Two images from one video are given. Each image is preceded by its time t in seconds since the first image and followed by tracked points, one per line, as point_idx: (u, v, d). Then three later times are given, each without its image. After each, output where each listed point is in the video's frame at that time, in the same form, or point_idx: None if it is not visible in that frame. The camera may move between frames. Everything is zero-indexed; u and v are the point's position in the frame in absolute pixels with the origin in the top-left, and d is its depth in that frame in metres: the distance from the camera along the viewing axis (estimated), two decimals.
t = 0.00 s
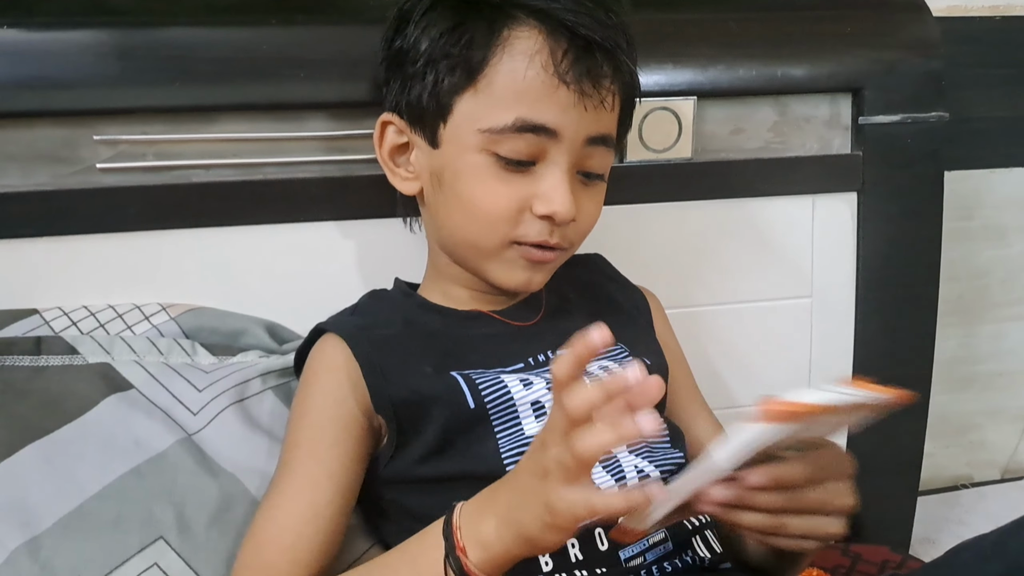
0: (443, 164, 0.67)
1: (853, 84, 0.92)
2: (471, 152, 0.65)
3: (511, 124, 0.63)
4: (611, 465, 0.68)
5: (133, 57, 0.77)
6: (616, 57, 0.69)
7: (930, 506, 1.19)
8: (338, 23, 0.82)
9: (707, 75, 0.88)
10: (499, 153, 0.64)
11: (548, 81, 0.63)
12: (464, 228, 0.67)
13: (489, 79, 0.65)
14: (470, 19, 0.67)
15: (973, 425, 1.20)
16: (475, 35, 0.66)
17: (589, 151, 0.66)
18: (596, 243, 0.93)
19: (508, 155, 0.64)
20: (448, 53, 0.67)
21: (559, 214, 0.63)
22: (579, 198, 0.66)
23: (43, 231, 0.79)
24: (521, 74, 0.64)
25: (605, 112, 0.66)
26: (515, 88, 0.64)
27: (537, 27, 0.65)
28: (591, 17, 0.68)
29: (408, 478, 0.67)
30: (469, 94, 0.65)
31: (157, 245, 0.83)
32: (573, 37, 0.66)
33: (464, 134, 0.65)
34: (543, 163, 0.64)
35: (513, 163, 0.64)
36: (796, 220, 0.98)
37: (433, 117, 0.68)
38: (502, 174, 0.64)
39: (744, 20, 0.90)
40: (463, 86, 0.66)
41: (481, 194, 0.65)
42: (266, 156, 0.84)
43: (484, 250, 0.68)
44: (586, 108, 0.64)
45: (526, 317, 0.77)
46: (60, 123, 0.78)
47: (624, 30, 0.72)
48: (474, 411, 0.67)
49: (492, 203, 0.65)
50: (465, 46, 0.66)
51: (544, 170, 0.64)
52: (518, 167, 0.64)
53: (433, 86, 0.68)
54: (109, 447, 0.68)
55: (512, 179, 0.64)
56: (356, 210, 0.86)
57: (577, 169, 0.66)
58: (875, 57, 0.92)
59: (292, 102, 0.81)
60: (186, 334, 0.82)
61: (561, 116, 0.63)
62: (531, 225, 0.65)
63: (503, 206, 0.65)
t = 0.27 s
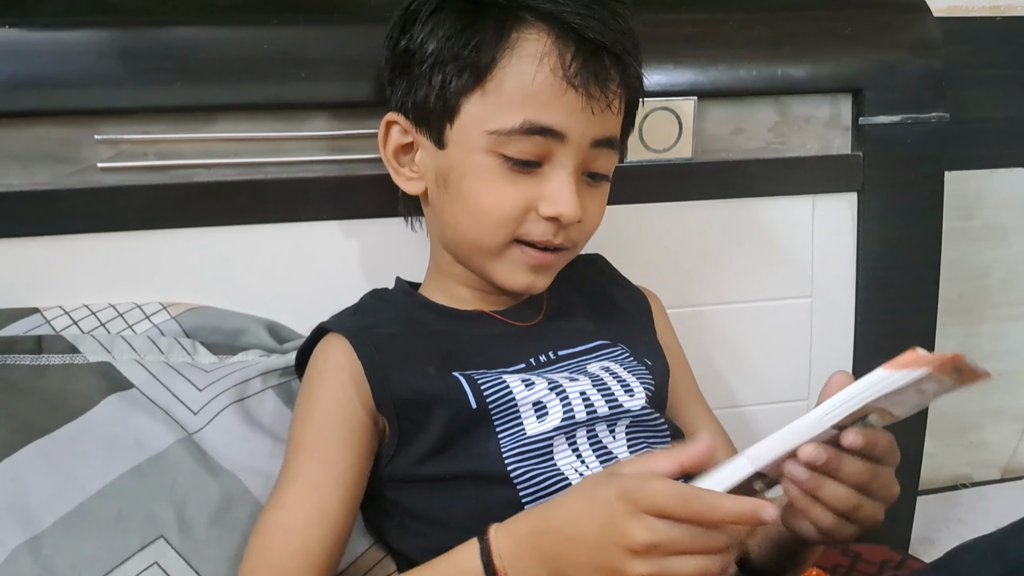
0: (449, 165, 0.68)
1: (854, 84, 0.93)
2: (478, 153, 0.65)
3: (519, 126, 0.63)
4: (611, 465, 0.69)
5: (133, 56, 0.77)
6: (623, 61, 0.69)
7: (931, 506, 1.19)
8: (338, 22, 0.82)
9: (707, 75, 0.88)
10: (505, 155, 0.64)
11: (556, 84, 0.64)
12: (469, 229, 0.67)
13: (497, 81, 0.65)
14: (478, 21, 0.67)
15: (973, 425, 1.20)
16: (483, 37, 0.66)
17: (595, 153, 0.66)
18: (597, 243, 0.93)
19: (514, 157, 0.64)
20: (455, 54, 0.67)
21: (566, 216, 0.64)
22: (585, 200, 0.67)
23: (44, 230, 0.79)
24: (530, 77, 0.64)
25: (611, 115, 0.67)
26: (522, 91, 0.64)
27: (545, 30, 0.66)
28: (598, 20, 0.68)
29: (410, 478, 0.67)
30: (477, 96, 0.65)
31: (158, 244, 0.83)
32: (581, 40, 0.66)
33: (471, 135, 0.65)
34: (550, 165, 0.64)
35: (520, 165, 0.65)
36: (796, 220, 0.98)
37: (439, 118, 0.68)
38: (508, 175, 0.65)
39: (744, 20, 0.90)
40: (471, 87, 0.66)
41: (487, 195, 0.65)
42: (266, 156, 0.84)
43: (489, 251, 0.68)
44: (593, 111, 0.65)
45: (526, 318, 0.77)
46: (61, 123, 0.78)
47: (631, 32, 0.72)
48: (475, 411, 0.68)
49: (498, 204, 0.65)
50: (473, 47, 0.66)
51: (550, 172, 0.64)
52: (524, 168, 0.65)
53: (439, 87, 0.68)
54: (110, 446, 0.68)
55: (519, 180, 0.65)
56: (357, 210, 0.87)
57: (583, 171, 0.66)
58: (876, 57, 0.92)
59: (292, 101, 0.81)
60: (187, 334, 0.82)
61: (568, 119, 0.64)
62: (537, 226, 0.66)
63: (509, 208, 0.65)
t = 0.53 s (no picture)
0: (450, 162, 0.67)
1: (855, 82, 0.93)
2: (479, 152, 0.65)
3: (520, 125, 0.63)
4: (611, 462, 0.69)
5: (134, 52, 0.77)
6: (624, 61, 0.69)
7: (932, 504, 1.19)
8: (340, 19, 0.82)
9: (708, 72, 0.88)
10: (506, 153, 0.64)
11: (557, 83, 0.64)
12: (470, 227, 0.67)
13: (498, 79, 0.65)
14: (480, 19, 0.67)
15: (974, 423, 1.20)
16: (485, 35, 0.66)
17: (596, 152, 0.66)
18: (598, 240, 0.93)
19: (515, 156, 0.64)
20: (456, 52, 0.67)
21: (566, 214, 0.64)
22: (585, 199, 0.67)
23: (45, 226, 0.79)
24: (531, 75, 0.64)
25: (611, 114, 0.67)
26: (524, 90, 0.64)
27: (547, 29, 0.65)
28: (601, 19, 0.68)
29: (410, 475, 0.67)
30: (478, 94, 0.65)
31: (159, 241, 0.83)
32: (583, 40, 0.66)
33: (472, 134, 0.65)
34: (550, 163, 0.65)
35: (520, 163, 0.65)
36: (798, 218, 0.98)
37: (440, 116, 0.68)
38: (509, 174, 0.65)
39: (746, 17, 0.90)
40: (472, 85, 0.66)
41: (488, 193, 0.65)
42: (267, 152, 0.84)
43: (490, 249, 0.68)
44: (594, 110, 0.65)
45: (527, 317, 0.76)
46: (63, 119, 0.79)
47: (632, 31, 0.72)
48: (476, 408, 0.68)
49: (499, 202, 0.65)
50: (475, 45, 0.66)
51: (551, 171, 0.64)
52: (524, 167, 0.65)
53: (441, 85, 0.68)
54: (111, 443, 0.68)
55: (519, 179, 0.65)
56: (358, 207, 0.87)
57: (583, 170, 0.66)
58: (877, 55, 0.92)
59: (294, 98, 0.81)
60: (187, 330, 0.82)
61: (569, 118, 0.64)
62: (538, 224, 0.66)
63: (509, 206, 0.65)
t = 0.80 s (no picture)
0: (461, 161, 0.68)
1: (857, 81, 0.93)
2: (491, 149, 0.65)
3: (531, 121, 0.64)
4: (613, 460, 0.69)
5: (137, 52, 0.77)
6: (631, 54, 0.69)
7: (933, 503, 1.19)
8: (343, 19, 0.82)
9: (711, 71, 0.88)
10: (518, 149, 0.65)
11: (567, 78, 0.64)
12: (481, 226, 0.67)
13: (508, 76, 0.65)
14: (488, 18, 0.67)
15: (975, 422, 1.20)
16: (493, 32, 0.66)
17: (606, 147, 0.66)
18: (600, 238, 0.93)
19: (527, 152, 0.64)
20: (465, 51, 0.67)
21: (579, 209, 0.64)
22: (596, 194, 0.67)
23: (49, 225, 0.79)
24: (541, 71, 0.64)
25: (621, 109, 0.67)
26: (534, 86, 0.64)
27: (556, 26, 0.66)
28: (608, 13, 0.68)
29: (412, 469, 0.67)
30: (488, 92, 0.66)
31: (162, 240, 0.83)
32: (592, 34, 0.66)
33: (482, 131, 0.66)
34: (562, 159, 0.65)
35: (532, 159, 0.65)
36: (800, 217, 0.98)
37: (450, 115, 0.68)
38: (521, 170, 0.65)
39: (748, 17, 0.90)
40: (482, 83, 0.66)
41: (501, 190, 0.65)
42: (271, 151, 0.84)
43: (501, 247, 0.68)
44: (604, 105, 0.65)
45: (531, 310, 0.77)
46: (66, 118, 0.79)
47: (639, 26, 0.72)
48: (478, 403, 0.68)
49: (511, 200, 0.65)
50: (484, 43, 0.66)
51: (562, 167, 0.65)
52: (536, 163, 0.65)
53: (450, 84, 0.68)
54: (116, 440, 0.68)
55: (531, 175, 0.65)
56: (361, 205, 0.87)
57: (594, 165, 0.66)
58: (879, 54, 0.92)
59: (297, 97, 0.81)
60: (191, 329, 0.82)
61: (580, 114, 0.64)
62: (550, 221, 0.66)
63: (521, 203, 0.65)
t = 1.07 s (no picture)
0: (473, 157, 0.68)
1: (860, 81, 0.93)
2: (502, 146, 0.66)
3: (543, 120, 0.64)
4: (621, 456, 0.69)
5: (142, 52, 0.77)
6: (647, 61, 0.69)
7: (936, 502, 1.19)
8: (348, 19, 0.83)
9: (714, 71, 0.88)
10: (529, 147, 0.65)
11: (583, 78, 0.64)
12: (490, 222, 0.68)
13: (524, 74, 0.65)
14: (509, 16, 0.68)
15: (978, 422, 1.20)
16: (512, 31, 0.67)
17: (617, 151, 0.66)
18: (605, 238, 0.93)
19: (537, 151, 0.64)
20: (484, 47, 0.68)
21: (586, 212, 0.64)
22: (604, 198, 0.67)
23: (55, 224, 0.79)
24: (557, 71, 0.64)
25: (634, 113, 0.67)
26: (548, 85, 0.64)
27: (575, 27, 0.66)
28: (628, 19, 0.68)
29: (421, 463, 0.67)
30: (503, 88, 0.66)
31: (167, 239, 0.83)
32: (610, 38, 0.66)
33: (495, 128, 0.66)
34: (572, 160, 0.65)
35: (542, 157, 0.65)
36: (804, 216, 0.98)
37: (465, 110, 0.68)
38: (531, 169, 0.65)
39: (752, 17, 0.90)
40: (498, 80, 0.66)
41: (510, 188, 0.65)
42: (276, 151, 0.85)
43: (509, 245, 0.68)
44: (618, 108, 0.65)
45: (538, 309, 0.77)
46: (71, 118, 0.79)
47: (659, 32, 0.72)
48: (488, 398, 0.68)
49: (520, 197, 0.65)
50: (502, 40, 0.67)
51: (572, 167, 0.64)
52: (546, 162, 0.65)
53: (466, 79, 0.68)
54: (121, 438, 0.68)
55: (541, 174, 0.65)
56: (365, 205, 0.87)
57: (604, 168, 0.66)
58: (882, 55, 0.92)
59: (302, 97, 0.81)
60: (195, 328, 0.82)
61: (593, 115, 0.64)
62: (558, 220, 0.66)
63: (530, 202, 0.65)
